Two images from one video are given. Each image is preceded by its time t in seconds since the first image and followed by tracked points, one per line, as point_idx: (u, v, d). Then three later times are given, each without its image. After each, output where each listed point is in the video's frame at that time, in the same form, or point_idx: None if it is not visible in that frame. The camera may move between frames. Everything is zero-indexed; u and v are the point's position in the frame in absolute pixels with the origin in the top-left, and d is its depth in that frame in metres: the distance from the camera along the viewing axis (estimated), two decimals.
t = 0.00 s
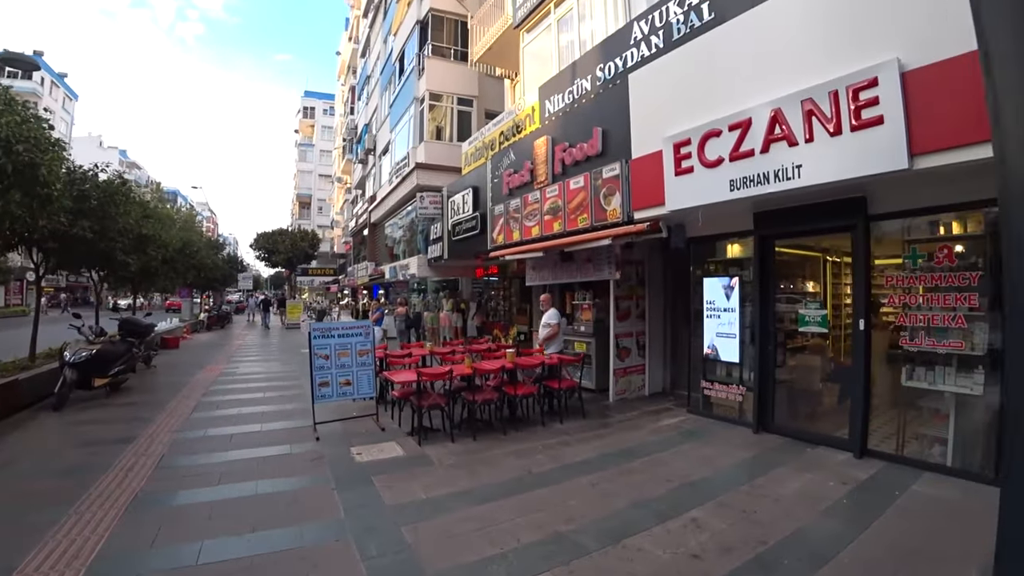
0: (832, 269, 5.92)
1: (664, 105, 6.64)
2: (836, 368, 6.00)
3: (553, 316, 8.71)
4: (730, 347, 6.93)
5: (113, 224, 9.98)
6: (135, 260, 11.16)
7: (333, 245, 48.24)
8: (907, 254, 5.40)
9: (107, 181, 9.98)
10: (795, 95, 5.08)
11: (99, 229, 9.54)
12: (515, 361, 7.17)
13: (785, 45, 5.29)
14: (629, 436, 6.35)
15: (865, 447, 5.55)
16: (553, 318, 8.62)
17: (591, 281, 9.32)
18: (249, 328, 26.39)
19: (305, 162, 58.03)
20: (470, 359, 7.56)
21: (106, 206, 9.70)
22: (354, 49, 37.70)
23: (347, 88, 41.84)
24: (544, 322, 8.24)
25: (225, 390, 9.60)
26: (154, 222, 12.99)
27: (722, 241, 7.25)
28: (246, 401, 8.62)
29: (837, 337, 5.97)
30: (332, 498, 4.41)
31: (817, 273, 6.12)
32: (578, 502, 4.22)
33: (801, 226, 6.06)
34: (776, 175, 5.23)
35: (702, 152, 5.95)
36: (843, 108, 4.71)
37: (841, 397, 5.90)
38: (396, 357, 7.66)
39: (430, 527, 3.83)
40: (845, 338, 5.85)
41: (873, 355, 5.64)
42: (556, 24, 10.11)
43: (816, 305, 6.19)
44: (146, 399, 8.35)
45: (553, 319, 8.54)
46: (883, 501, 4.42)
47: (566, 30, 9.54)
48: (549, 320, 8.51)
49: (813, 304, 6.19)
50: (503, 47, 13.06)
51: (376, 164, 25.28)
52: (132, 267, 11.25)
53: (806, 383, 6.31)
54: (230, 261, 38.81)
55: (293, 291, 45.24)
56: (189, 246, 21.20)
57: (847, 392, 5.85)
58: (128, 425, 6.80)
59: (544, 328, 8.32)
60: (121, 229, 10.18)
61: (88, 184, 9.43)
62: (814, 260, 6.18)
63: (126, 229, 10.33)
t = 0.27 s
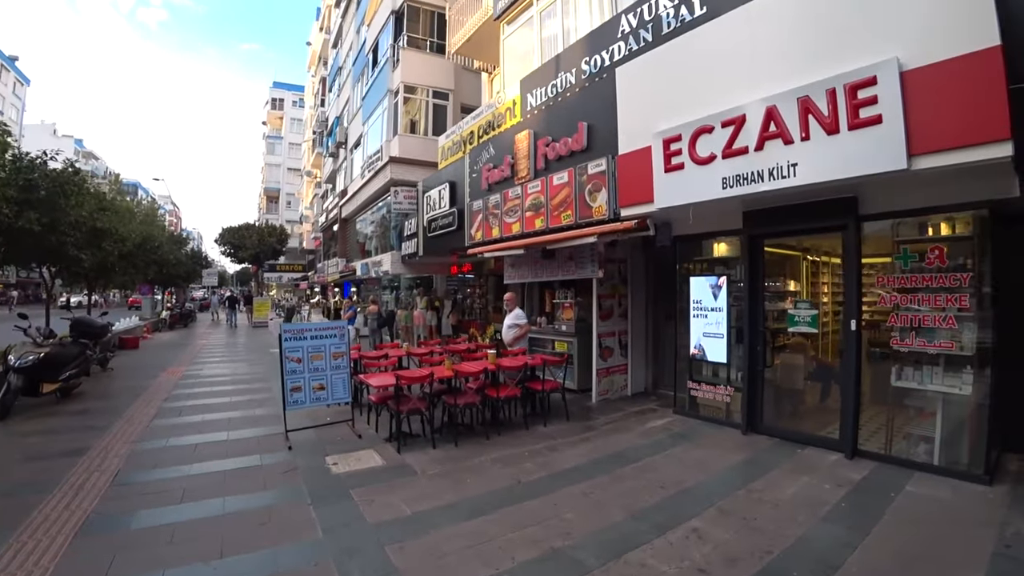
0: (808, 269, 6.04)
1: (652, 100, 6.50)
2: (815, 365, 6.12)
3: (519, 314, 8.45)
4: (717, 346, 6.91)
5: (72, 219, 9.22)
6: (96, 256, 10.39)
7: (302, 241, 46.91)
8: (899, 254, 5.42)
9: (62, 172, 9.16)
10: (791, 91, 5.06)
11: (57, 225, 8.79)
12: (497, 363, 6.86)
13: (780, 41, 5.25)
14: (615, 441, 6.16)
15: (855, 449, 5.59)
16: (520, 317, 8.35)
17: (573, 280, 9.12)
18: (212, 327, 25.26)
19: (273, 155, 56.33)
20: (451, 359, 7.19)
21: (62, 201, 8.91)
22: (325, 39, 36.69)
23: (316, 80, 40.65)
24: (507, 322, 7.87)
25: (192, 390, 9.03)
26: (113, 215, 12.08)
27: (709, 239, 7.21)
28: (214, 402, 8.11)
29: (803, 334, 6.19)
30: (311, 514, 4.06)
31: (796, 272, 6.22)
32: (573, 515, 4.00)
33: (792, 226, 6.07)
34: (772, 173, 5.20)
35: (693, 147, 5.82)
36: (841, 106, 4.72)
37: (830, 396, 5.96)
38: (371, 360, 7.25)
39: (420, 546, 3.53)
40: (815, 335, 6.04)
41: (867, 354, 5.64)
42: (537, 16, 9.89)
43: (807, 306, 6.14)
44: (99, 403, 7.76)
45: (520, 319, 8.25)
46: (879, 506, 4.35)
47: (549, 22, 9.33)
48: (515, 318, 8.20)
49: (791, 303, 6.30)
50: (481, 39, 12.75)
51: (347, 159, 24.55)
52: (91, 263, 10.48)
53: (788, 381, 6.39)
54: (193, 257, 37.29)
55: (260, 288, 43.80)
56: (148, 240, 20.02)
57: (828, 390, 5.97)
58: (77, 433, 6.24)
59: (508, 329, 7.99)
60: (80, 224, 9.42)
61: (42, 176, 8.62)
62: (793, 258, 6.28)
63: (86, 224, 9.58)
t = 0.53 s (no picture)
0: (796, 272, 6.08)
1: (650, 91, 6.33)
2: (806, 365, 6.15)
3: (490, 314, 8.11)
4: (714, 346, 6.83)
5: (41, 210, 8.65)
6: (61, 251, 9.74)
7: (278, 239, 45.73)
8: (903, 253, 5.37)
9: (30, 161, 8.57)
10: (799, 84, 4.94)
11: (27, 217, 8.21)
12: (487, 365, 6.56)
13: (787, 32, 5.11)
14: (612, 446, 5.93)
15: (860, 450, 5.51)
16: (490, 319, 7.99)
17: (563, 279, 8.85)
18: (183, 327, 24.28)
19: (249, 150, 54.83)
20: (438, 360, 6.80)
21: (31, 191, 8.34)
22: (304, 33, 35.81)
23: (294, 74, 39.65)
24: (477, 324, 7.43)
25: (163, 394, 8.50)
26: (81, 208, 11.33)
27: (705, 237, 7.13)
28: (188, 406, 7.63)
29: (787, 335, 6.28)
30: (292, 531, 3.70)
31: (784, 272, 6.28)
32: (578, 527, 3.74)
33: (793, 226, 5.99)
34: (778, 168, 5.11)
35: (695, 141, 5.71)
36: (852, 100, 4.60)
37: (825, 396, 5.99)
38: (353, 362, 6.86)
39: (417, 565, 3.23)
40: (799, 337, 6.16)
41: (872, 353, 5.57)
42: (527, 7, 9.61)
43: (808, 305, 6.06)
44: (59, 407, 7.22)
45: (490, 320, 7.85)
46: (891, 512, 4.20)
47: (539, 13, 9.06)
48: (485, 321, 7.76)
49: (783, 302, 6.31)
50: (467, 31, 12.40)
51: (326, 154, 23.86)
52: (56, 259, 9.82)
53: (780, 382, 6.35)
54: (165, 255, 36.01)
55: (235, 287, 42.54)
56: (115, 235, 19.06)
57: (819, 389, 6.05)
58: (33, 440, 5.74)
59: (477, 332, 7.58)
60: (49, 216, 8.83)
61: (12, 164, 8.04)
62: (783, 258, 6.31)
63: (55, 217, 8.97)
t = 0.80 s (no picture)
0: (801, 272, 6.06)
1: (660, 82, 6.19)
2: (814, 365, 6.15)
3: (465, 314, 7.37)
4: (724, 346, 6.76)
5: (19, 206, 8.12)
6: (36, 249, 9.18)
7: (263, 237, 44.76)
8: (925, 252, 5.32)
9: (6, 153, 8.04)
10: (821, 75, 4.82)
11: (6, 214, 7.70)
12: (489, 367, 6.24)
13: (808, 21, 4.97)
14: (622, 452, 5.69)
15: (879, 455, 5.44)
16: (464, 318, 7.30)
17: (563, 278, 8.57)
18: (164, 327, 23.43)
19: (233, 147, 53.69)
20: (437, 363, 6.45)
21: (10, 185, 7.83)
22: (290, 27, 35.02)
23: (280, 69, 38.77)
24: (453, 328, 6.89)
25: (143, 398, 8.03)
26: (56, 204, 10.66)
27: (714, 233, 7.09)
28: (171, 410, 7.20)
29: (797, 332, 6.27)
30: (290, 553, 3.38)
31: (789, 271, 6.26)
32: (600, 544, 3.51)
33: (805, 221, 5.88)
34: (799, 161, 4.98)
35: (709, 134, 5.59)
36: (878, 91, 4.47)
37: (832, 395, 6.06)
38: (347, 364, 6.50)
39: None
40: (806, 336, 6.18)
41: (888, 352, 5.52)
42: None
43: (824, 305, 6.02)
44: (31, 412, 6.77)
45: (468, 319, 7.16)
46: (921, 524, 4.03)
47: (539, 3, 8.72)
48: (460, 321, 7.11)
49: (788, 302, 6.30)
50: (461, 24, 11.98)
51: (312, 151, 23.21)
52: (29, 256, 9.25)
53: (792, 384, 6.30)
54: (147, 253, 35.06)
55: (220, 285, 41.62)
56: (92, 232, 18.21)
57: (825, 389, 6.12)
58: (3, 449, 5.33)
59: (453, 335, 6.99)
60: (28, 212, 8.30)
61: None
62: (789, 257, 6.29)
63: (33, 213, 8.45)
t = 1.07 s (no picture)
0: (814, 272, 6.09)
1: (683, 76, 6.03)
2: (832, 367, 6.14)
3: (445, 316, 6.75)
4: (744, 347, 6.66)
5: (11, 204, 7.79)
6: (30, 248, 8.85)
7: (260, 235, 44.25)
8: (962, 251, 5.09)
9: None
10: (857, 66, 4.64)
11: None
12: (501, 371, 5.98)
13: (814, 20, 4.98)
14: (641, 462, 5.48)
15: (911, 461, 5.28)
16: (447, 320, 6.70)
17: (573, 277, 8.32)
18: (159, 326, 22.99)
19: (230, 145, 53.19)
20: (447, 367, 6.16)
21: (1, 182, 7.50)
22: (287, 23, 34.49)
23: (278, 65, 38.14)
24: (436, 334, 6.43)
25: (140, 399, 7.73)
26: (48, 200, 10.21)
27: (732, 233, 6.94)
28: (170, 413, 6.93)
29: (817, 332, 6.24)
30: None
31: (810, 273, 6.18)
32: (634, 565, 3.31)
33: (833, 222, 5.84)
34: (832, 156, 4.80)
35: (735, 129, 5.46)
36: (919, 83, 4.27)
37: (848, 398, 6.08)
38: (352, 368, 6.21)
39: None
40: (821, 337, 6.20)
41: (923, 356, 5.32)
42: None
43: (852, 305, 5.95)
44: (24, 413, 6.49)
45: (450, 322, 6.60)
46: (964, 540, 3.85)
47: None
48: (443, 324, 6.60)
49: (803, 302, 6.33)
50: (467, 16, 11.55)
51: (309, 147, 22.76)
52: (20, 255, 8.90)
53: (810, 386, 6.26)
54: (143, 251, 34.58)
55: (216, 284, 41.16)
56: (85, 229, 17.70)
57: (841, 392, 6.14)
58: None
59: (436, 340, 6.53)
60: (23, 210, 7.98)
61: None
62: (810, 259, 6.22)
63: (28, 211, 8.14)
